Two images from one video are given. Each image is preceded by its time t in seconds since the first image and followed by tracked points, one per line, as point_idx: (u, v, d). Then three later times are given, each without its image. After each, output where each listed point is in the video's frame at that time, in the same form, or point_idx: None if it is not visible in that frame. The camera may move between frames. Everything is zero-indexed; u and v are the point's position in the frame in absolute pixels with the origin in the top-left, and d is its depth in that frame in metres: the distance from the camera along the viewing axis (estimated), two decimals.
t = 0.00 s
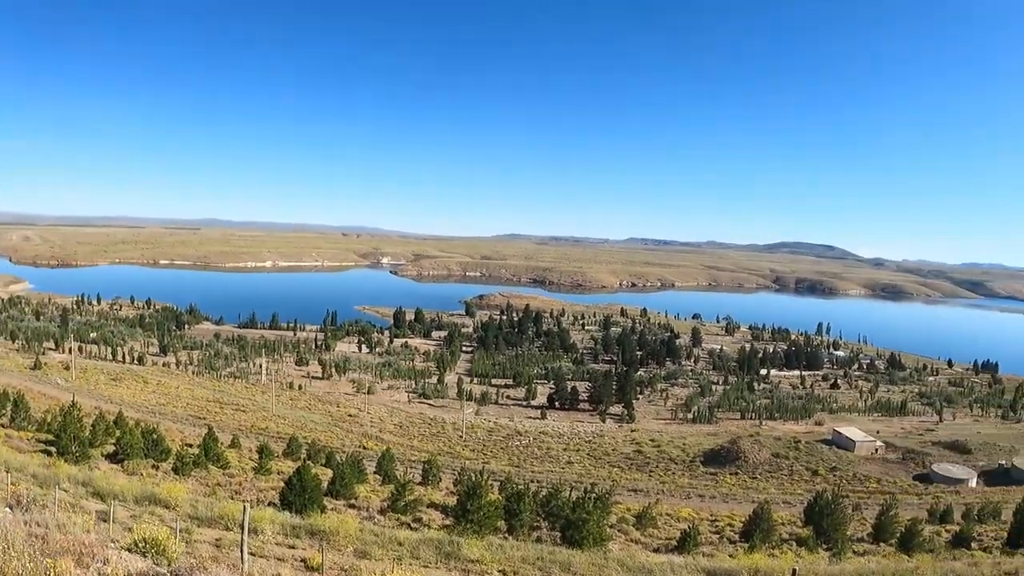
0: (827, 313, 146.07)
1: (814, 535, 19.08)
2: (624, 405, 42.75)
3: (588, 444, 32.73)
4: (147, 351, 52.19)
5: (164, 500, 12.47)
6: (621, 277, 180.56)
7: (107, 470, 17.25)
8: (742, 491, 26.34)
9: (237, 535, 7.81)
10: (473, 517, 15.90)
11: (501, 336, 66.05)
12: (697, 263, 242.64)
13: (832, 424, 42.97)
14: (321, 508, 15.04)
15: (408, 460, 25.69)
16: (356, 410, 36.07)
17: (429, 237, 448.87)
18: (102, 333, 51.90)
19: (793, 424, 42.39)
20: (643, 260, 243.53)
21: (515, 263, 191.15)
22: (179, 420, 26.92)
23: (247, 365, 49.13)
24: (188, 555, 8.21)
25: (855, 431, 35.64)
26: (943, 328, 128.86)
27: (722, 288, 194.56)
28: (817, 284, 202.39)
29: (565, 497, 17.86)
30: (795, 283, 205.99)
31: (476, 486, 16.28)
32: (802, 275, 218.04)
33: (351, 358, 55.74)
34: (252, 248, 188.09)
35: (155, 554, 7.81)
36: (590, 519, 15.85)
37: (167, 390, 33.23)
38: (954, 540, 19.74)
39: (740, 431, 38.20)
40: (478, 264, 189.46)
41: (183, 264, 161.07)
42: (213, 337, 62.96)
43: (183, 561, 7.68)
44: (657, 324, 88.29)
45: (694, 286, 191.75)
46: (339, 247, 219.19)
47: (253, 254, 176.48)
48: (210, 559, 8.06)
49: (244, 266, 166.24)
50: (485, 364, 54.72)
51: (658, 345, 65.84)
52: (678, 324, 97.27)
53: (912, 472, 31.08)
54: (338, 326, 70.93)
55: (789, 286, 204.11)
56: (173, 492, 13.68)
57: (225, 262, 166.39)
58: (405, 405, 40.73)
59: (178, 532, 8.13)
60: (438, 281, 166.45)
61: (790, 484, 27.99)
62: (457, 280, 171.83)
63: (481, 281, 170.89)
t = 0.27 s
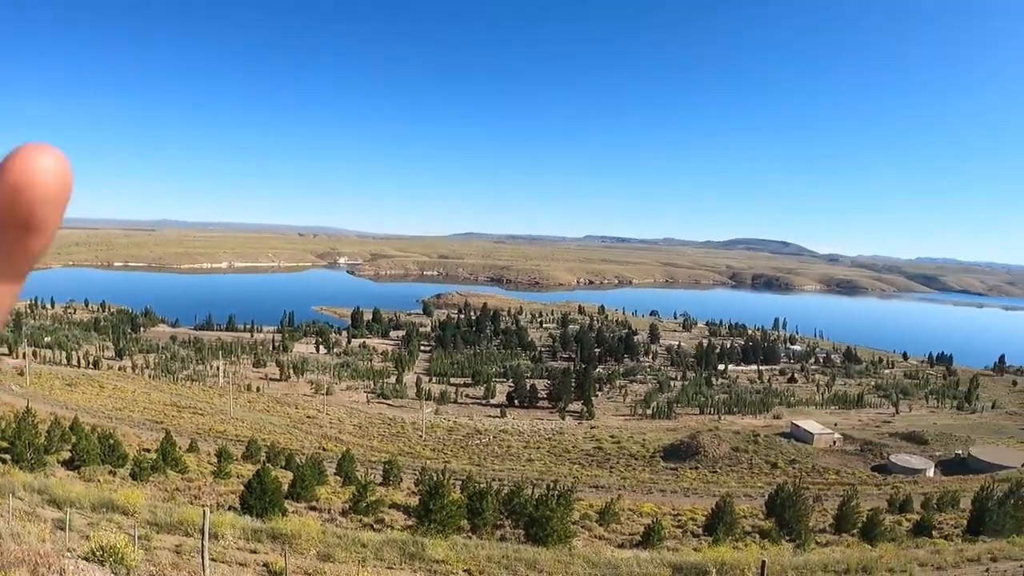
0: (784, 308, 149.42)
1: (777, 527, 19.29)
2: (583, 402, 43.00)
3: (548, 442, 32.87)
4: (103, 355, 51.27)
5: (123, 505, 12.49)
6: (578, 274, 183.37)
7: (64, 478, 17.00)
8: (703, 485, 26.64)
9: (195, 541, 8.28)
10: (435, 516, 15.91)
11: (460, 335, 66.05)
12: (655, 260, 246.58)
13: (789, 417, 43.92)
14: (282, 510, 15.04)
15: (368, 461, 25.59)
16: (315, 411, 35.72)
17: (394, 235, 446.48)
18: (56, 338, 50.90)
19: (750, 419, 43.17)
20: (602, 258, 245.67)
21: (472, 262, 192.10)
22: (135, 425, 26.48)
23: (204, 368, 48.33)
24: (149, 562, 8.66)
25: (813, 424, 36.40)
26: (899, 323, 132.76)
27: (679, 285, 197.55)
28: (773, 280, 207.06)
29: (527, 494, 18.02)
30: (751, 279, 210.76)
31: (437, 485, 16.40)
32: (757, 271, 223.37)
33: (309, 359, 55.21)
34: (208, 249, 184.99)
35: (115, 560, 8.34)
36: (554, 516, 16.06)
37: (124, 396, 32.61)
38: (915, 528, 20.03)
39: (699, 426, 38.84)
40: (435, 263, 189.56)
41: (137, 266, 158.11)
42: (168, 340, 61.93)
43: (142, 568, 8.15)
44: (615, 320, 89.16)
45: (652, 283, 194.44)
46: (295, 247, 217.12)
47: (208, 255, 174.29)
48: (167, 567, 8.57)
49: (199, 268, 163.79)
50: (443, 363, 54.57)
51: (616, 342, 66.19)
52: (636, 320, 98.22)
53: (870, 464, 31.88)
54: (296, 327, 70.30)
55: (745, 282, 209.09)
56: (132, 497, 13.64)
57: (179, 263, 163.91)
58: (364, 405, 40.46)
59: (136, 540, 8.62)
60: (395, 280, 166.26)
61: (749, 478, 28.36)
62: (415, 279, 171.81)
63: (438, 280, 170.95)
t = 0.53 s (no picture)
0: (741, 302, 152.75)
1: (734, 518, 19.50)
2: (539, 396, 43.17)
3: (504, 436, 32.94)
4: (52, 355, 50.20)
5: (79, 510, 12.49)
6: (532, 269, 187.04)
7: (12, 482, 16.67)
8: (659, 477, 26.89)
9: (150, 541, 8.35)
10: (394, 514, 16.08)
11: (414, 331, 66.37)
12: (609, 255, 251.83)
13: (743, 409, 44.73)
14: (239, 510, 15.33)
15: (323, 459, 25.48)
16: (271, 409, 35.31)
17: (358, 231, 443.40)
18: (5, 337, 49.69)
19: (704, 412, 43.61)
20: (555, 252, 247.87)
21: (425, 257, 193.19)
22: (88, 427, 26.04)
23: (156, 367, 47.34)
24: (105, 567, 8.89)
25: (766, 416, 36.92)
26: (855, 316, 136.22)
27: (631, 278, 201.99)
28: (724, 275, 214.86)
29: (484, 490, 18.22)
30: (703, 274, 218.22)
31: (395, 482, 16.53)
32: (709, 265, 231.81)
33: (263, 357, 54.64)
34: (160, 246, 181.91)
35: (72, 566, 8.54)
36: (513, 511, 16.23)
37: (76, 397, 31.86)
38: (870, 517, 20.30)
39: (654, 419, 39.31)
40: (389, 259, 188.86)
41: (87, 264, 154.91)
42: (119, 339, 60.83)
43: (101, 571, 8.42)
44: (569, 315, 90.10)
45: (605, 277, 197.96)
46: (248, 244, 214.52)
47: (160, 252, 171.46)
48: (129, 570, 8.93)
49: (151, 265, 161.43)
50: (398, 359, 54.48)
51: (570, 337, 66.76)
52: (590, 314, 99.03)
53: (824, 454, 32.29)
54: (249, 324, 69.73)
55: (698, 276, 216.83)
56: (86, 500, 13.61)
57: (131, 260, 161.07)
58: (320, 403, 40.10)
59: (92, 545, 8.80)
60: (348, 276, 165.61)
61: (705, 470, 28.65)
62: (368, 275, 171.68)
63: (391, 276, 171.00)
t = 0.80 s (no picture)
0: (699, 298, 155.36)
1: (691, 511, 19.80)
2: (494, 393, 43.27)
3: (460, 434, 32.97)
4: None
5: (29, 517, 12.36)
6: (486, 267, 189.97)
7: None
8: (616, 472, 27.06)
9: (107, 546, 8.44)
10: (351, 515, 16.05)
11: (368, 329, 66.48)
12: (563, 253, 255.98)
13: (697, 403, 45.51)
14: (195, 514, 15.41)
15: (279, 460, 25.28)
16: (224, 410, 34.82)
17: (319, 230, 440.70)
18: None
19: (659, 407, 44.07)
20: (509, 250, 250.54)
21: (377, 255, 195.73)
22: (39, 432, 25.52)
23: (107, 369, 46.29)
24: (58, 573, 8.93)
25: (721, 410, 37.40)
26: (812, 312, 139.56)
27: (584, 275, 209.77)
28: (677, 269, 227.67)
29: (442, 489, 18.28)
30: (657, 270, 231.60)
31: (352, 483, 16.53)
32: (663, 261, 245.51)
33: (216, 357, 53.96)
34: (110, 246, 178.57)
35: None
36: (471, 509, 16.26)
37: (25, 400, 30.99)
38: (826, 508, 20.61)
39: (610, 414, 39.69)
40: (343, 257, 189.95)
41: (34, 265, 151.47)
42: (68, 341, 59.53)
43: None
44: (522, 312, 90.84)
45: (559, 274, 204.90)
46: (202, 243, 212.20)
47: (110, 252, 168.43)
48: None
49: (102, 265, 158.74)
50: (352, 357, 54.39)
51: (524, 333, 67.25)
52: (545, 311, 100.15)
53: (779, 447, 32.78)
54: (202, 324, 69.12)
55: (653, 272, 229.35)
56: (38, 507, 13.43)
57: (81, 261, 157.72)
58: (275, 403, 39.63)
59: (47, 554, 8.89)
60: (301, 275, 164.94)
61: (661, 464, 28.88)
62: (321, 274, 171.36)
63: (346, 275, 170.93)
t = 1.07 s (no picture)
0: (651, 296, 157.44)
1: (642, 507, 20.05)
2: (442, 394, 43.21)
3: (409, 436, 32.90)
4: None
5: None
6: (431, 267, 191.29)
7: None
8: (565, 470, 27.20)
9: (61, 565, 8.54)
10: (302, 521, 16.02)
11: (313, 332, 66.10)
12: (508, 252, 258.71)
13: (643, 399, 46.14)
14: (144, 525, 15.35)
15: (227, 467, 24.95)
16: (171, 418, 34.10)
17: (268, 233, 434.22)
18: None
19: (606, 404, 44.41)
20: (452, 251, 250.88)
21: (320, 258, 195.45)
22: None
23: (46, 378, 44.80)
24: None
25: (667, 406, 37.90)
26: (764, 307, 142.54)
27: (529, 274, 213.53)
28: (621, 267, 233.64)
29: (393, 491, 18.31)
30: (601, 269, 237.08)
31: (302, 489, 16.50)
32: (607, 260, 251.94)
33: (160, 364, 52.87)
34: (48, 251, 173.44)
35: None
36: (423, 511, 16.33)
37: None
38: (774, 499, 20.98)
39: (558, 413, 39.96)
40: (286, 260, 189.09)
41: None
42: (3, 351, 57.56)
43: None
44: (469, 312, 91.16)
45: (503, 274, 208.21)
46: (144, 248, 207.92)
47: (49, 258, 163.58)
48: None
49: (40, 271, 154.26)
50: (298, 361, 53.96)
51: (470, 334, 67.52)
52: (490, 311, 100.40)
53: (726, 440, 33.29)
54: (144, 331, 67.87)
55: (595, 270, 235.61)
56: None
57: (18, 268, 152.50)
58: (220, 409, 38.91)
59: None
60: (246, 279, 162.61)
61: (610, 461, 29.11)
62: (266, 277, 169.96)
63: (292, 278, 169.13)
